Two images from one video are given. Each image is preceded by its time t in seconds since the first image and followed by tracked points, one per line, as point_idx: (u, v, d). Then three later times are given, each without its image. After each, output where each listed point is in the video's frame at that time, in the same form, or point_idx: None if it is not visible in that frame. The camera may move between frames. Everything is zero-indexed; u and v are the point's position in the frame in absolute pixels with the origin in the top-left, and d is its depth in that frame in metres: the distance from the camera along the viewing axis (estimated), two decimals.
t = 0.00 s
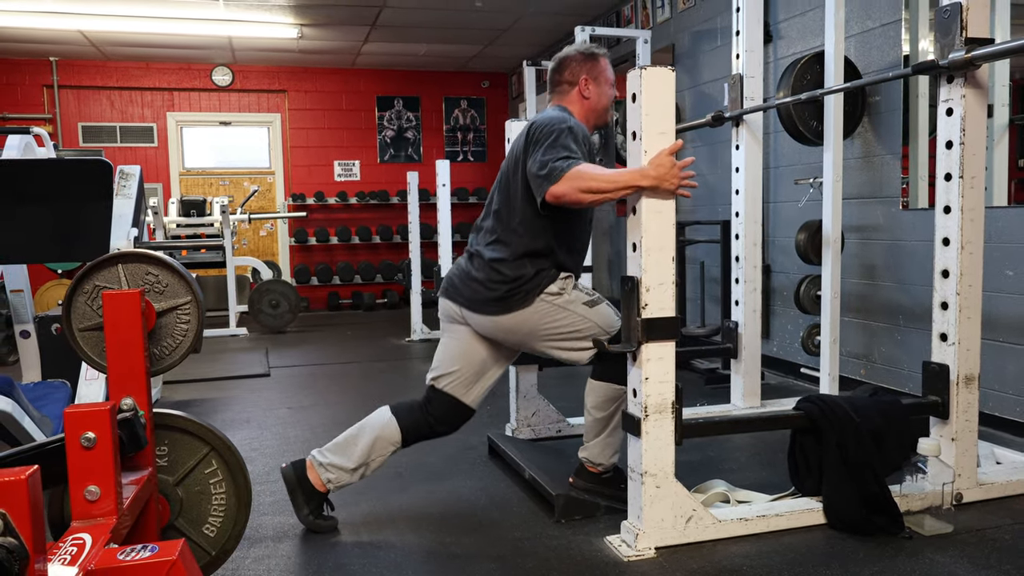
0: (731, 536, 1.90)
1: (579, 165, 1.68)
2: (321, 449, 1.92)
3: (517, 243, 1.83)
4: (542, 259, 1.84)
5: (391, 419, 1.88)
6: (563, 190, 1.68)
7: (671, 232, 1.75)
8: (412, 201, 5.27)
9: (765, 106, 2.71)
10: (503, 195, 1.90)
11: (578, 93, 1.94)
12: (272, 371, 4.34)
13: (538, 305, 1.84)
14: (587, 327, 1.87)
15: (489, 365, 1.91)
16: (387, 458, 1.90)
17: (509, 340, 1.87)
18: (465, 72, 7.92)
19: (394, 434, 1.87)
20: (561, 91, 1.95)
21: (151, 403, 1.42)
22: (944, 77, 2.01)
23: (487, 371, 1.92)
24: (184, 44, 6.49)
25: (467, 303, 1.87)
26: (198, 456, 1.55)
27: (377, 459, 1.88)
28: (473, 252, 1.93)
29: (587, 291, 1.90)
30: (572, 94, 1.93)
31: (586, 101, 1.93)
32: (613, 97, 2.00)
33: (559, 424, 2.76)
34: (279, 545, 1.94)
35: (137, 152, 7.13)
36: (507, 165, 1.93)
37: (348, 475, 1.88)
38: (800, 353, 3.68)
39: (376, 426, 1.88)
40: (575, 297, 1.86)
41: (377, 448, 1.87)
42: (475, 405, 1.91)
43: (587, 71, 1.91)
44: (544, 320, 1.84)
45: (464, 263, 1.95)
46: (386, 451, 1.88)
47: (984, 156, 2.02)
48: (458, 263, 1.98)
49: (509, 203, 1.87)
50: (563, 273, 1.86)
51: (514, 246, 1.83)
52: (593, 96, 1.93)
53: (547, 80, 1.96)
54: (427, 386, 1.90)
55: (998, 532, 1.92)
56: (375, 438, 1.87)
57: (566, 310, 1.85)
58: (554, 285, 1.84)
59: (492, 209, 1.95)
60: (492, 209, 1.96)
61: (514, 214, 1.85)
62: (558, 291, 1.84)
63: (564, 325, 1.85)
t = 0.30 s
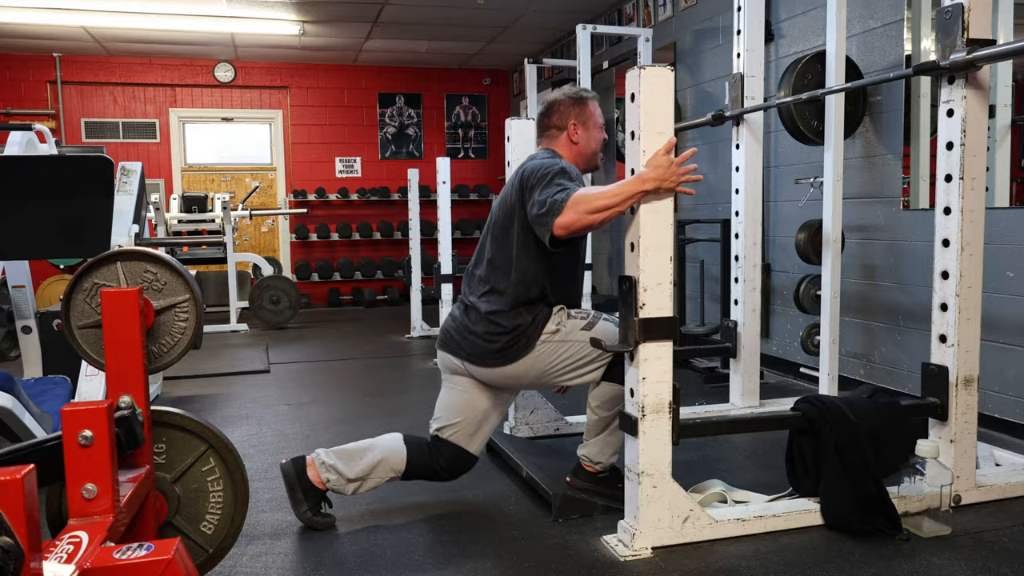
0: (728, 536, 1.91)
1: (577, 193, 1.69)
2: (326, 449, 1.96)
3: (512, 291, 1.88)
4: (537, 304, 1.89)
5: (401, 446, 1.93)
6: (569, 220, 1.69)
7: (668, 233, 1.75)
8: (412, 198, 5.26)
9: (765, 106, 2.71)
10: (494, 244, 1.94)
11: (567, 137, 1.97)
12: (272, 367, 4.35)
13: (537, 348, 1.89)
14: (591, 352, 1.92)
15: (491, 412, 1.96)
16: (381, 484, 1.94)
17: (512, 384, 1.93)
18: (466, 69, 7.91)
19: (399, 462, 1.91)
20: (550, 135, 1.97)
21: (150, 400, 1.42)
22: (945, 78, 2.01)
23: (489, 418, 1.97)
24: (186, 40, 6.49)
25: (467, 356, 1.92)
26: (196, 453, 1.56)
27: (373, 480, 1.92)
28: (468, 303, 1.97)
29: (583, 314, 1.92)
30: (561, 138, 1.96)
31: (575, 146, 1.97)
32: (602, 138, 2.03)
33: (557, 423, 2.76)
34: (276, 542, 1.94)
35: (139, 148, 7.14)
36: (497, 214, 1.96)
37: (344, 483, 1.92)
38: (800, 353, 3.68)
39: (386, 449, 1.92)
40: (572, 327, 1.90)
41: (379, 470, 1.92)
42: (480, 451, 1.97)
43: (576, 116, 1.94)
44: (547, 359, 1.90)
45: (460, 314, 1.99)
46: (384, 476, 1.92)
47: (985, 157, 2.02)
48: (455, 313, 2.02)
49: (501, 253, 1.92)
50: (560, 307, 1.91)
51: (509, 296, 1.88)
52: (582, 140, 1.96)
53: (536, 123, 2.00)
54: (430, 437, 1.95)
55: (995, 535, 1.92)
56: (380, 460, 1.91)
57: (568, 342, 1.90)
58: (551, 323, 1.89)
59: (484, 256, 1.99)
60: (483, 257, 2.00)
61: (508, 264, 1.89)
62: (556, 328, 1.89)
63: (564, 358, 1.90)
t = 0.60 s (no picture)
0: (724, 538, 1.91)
1: (579, 205, 1.73)
2: (334, 448, 2.00)
3: (513, 311, 1.94)
4: (538, 322, 1.95)
5: (407, 454, 2.02)
6: (571, 232, 1.73)
7: (667, 236, 1.75)
8: (410, 186, 5.23)
9: (765, 101, 2.69)
10: (494, 263, 2.00)
11: (566, 153, 2.08)
12: (268, 356, 4.34)
13: (541, 365, 1.95)
14: (592, 363, 1.99)
15: (492, 429, 2.04)
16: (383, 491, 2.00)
17: (515, 401, 1.99)
18: (464, 54, 7.84)
19: (404, 473, 2.00)
20: (549, 150, 2.08)
21: (144, 405, 1.41)
22: (948, 79, 2.00)
23: (491, 435, 2.05)
24: (182, 24, 6.43)
25: (471, 377, 1.98)
26: (190, 456, 1.55)
27: (376, 486, 1.98)
28: (470, 323, 2.03)
29: (582, 325, 1.99)
30: (559, 153, 2.07)
31: (573, 161, 2.08)
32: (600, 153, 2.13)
33: (553, 418, 2.76)
34: (272, 541, 1.94)
35: (135, 132, 7.09)
36: (495, 233, 2.01)
37: (349, 484, 1.96)
38: (797, 347, 3.68)
39: (394, 458, 2.00)
40: (572, 341, 1.96)
41: (384, 477, 1.98)
42: (482, 466, 2.07)
43: (574, 132, 2.05)
44: (550, 374, 1.97)
45: (462, 335, 2.05)
46: (386, 484, 1.99)
47: (986, 160, 2.01)
48: (457, 334, 2.08)
49: (501, 272, 1.97)
50: (560, 323, 1.97)
51: (510, 317, 1.94)
52: (580, 155, 2.07)
53: (535, 139, 2.10)
54: (433, 453, 2.05)
55: (989, 538, 1.93)
56: (387, 466, 1.98)
57: (569, 356, 1.97)
58: (551, 339, 1.96)
59: (484, 274, 2.05)
60: (482, 277, 2.06)
61: (509, 283, 1.94)
62: (556, 343, 1.96)
63: (567, 371, 1.97)
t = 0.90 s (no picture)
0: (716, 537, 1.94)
1: (579, 178, 1.66)
2: (306, 444, 2.00)
3: (506, 252, 1.84)
4: (531, 268, 1.86)
5: (376, 416, 1.93)
6: (563, 202, 1.66)
7: (669, 242, 1.74)
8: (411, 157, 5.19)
9: (772, 90, 2.65)
10: (492, 198, 1.89)
11: (568, 94, 1.93)
12: (269, 329, 4.36)
13: (528, 314, 1.86)
14: (578, 331, 1.91)
15: (476, 369, 1.94)
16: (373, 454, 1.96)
17: (500, 347, 1.91)
18: (467, 15, 7.69)
19: (381, 433, 1.93)
20: (551, 90, 1.93)
21: (145, 419, 1.43)
22: (956, 81, 1.97)
23: (474, 375, 1.94)
24: None
25: (456, 312, 1.89)
26: (192, 462, 1.58)
27: (362, 456, 1.95)
28: (461, 257, 1.93)
29: (577, 295, 1.92)
30: (561, 94, 1.92)
31: (576, 103, 1.93)
32: (605, 94, 1.99)
33: (552, 404, 2.78)
34: (273, 535, 1.98)
35: (132, 93, 6.99)
36: (494, 169, 1.90)
37: (333, 470, 1.96)
38: (796, 329, 3.70)
39: (366, 425, 1.93)
40: (564, 303, 1.88)
41: (363, 445, 1.94)
42: (463, 405, 1.95)
43: (577, 72, 1.90)
44: (535, 326, 1.88)
45: (451, 268, 1.95)
46: (372, 449, 1.94)
47: (991, 164, 1.99)
48: (446, 266, 1.98)
49: (497, 210, 1.87)
50: (556, 282, 1.88)
51: (503, 257, 1.84)
52: (584, 97, 1.92)
53: (537, 78, 1.95)
54: (412, 391, 1.93)
55: (977, 539, 1.96)
56: (360, 437, 1.93)
57: (557, 317, 1.88)
58: (544, 293, 1.86)
59: (480, 211, 1.94)
60: (479, 212, 1.95)
61: (504, 224, 1.85)
62: (548, 298, 1.86)
63: (556, 330, 1.89)
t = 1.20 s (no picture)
0: (716, 553, 2.00)
1: (587, 194, 1.68)
2: (319, 455, 2.03)
3: (512, 245, 1.85)
4: (536, 262, 1.86)
5: (378, 414, 1.96)
6: (570, 216, 1.69)
7: (674, 271, 1.77)
8: (420, 148, 5.21)
9: (780, 101, 2.65)
10: (495, 189, 1.89)
11: (572, 81, 1.93)
12: (280, 322, 4.42)
13: (529, 308, 1.87)
14: (572, 335, 1.92)
15: (474, 356, 1.97)
16: (383, 449, 1.99)
17: (501, 338, 1.93)
18: None
19: (386, 428, 1.96)
20: (554, 78, 1.92)
21: (166, 450, 1.49)
22: (962, 104, 1.97)
23: (473, 361, 1.98)
24: None
25: (459, 299, 1.91)
26: (210, 487, 1.64)
27: (373, 453, 1.98)
28: (466, 246, 1.94)
29: (578, 299, 1.93)
30: (565, 82, 1.92)
31: (580, 90, 1.92)
32: (607, 81, 1.98)
33: (558, 408, 2.84)
34: (288, 546, 2.05)
35: (141, 78, 6.99)
36: (499, 159, 1.89)
37: (349, 474, 1.99)
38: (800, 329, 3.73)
39: (369, 424, 1.96)
40: (566, 303, 1.90)
41: (372, 443, 1.97)
42: (460, 389, 2.00)
43: (581, 59, 1.89)
44: (535, 322, 1.89)
45: (456, 256, 1.97)
46: (380, 444, 1.97)
47: (996, 186, 2.00)
48: (451, 253, 2.00)
49: (501, 202, 1.87)
50: (559, 280, 1.89)
51: (509, 250, 1.85)
52: (587, 84, 1.92)
53: (540, 65, 1.94)
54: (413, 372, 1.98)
55: (971, 556, 2.01)
56: (368, 435, 1.96)
57: (557, 315, 1.89)
58: (547, 289, 1.87)
59: (485, 200, 1.95)
60: (483, 201, 1.96)
61: (509, 217, 1.85)
62: (551, 295, 1.88)
63: (555, 328, 1.90)
